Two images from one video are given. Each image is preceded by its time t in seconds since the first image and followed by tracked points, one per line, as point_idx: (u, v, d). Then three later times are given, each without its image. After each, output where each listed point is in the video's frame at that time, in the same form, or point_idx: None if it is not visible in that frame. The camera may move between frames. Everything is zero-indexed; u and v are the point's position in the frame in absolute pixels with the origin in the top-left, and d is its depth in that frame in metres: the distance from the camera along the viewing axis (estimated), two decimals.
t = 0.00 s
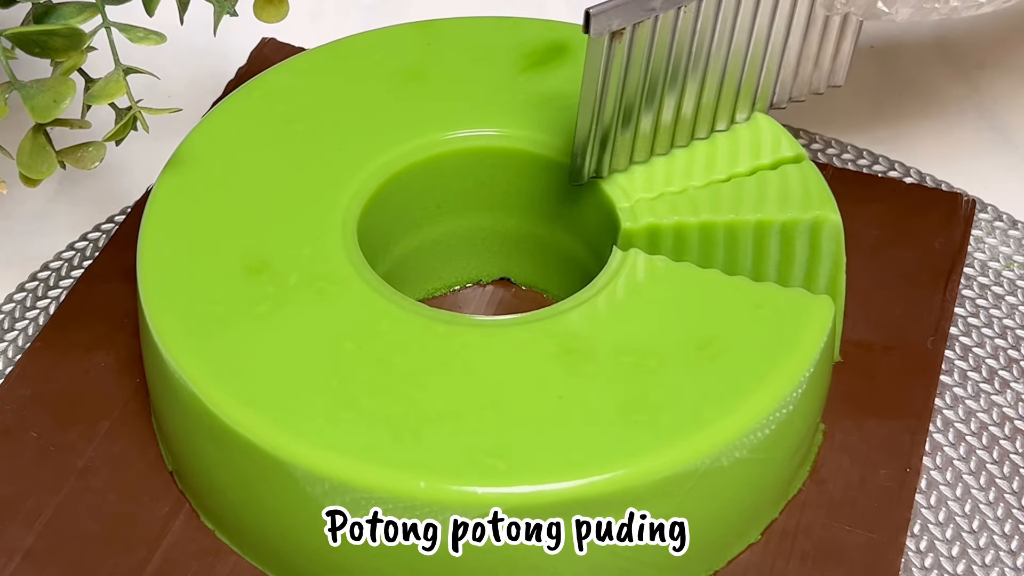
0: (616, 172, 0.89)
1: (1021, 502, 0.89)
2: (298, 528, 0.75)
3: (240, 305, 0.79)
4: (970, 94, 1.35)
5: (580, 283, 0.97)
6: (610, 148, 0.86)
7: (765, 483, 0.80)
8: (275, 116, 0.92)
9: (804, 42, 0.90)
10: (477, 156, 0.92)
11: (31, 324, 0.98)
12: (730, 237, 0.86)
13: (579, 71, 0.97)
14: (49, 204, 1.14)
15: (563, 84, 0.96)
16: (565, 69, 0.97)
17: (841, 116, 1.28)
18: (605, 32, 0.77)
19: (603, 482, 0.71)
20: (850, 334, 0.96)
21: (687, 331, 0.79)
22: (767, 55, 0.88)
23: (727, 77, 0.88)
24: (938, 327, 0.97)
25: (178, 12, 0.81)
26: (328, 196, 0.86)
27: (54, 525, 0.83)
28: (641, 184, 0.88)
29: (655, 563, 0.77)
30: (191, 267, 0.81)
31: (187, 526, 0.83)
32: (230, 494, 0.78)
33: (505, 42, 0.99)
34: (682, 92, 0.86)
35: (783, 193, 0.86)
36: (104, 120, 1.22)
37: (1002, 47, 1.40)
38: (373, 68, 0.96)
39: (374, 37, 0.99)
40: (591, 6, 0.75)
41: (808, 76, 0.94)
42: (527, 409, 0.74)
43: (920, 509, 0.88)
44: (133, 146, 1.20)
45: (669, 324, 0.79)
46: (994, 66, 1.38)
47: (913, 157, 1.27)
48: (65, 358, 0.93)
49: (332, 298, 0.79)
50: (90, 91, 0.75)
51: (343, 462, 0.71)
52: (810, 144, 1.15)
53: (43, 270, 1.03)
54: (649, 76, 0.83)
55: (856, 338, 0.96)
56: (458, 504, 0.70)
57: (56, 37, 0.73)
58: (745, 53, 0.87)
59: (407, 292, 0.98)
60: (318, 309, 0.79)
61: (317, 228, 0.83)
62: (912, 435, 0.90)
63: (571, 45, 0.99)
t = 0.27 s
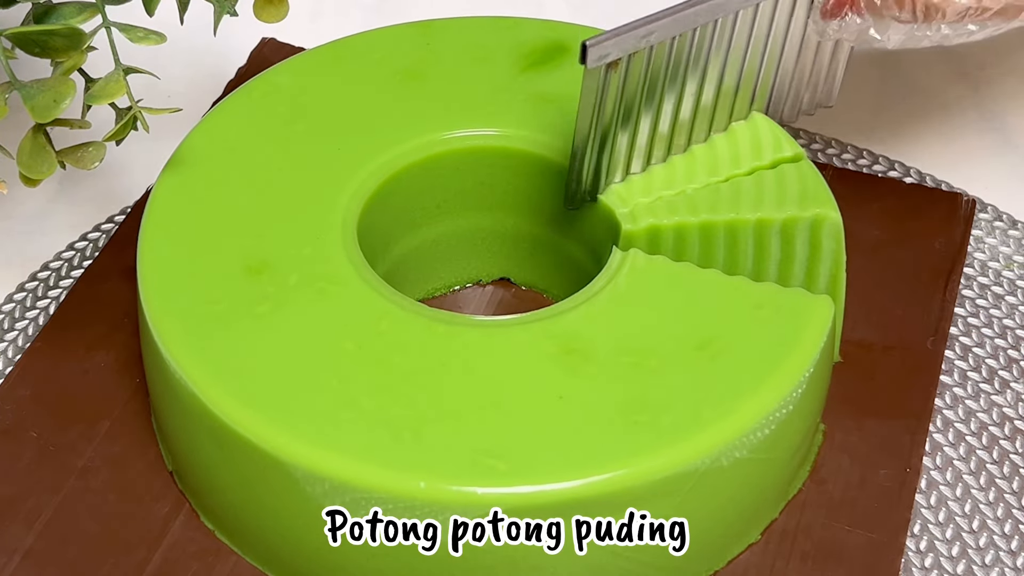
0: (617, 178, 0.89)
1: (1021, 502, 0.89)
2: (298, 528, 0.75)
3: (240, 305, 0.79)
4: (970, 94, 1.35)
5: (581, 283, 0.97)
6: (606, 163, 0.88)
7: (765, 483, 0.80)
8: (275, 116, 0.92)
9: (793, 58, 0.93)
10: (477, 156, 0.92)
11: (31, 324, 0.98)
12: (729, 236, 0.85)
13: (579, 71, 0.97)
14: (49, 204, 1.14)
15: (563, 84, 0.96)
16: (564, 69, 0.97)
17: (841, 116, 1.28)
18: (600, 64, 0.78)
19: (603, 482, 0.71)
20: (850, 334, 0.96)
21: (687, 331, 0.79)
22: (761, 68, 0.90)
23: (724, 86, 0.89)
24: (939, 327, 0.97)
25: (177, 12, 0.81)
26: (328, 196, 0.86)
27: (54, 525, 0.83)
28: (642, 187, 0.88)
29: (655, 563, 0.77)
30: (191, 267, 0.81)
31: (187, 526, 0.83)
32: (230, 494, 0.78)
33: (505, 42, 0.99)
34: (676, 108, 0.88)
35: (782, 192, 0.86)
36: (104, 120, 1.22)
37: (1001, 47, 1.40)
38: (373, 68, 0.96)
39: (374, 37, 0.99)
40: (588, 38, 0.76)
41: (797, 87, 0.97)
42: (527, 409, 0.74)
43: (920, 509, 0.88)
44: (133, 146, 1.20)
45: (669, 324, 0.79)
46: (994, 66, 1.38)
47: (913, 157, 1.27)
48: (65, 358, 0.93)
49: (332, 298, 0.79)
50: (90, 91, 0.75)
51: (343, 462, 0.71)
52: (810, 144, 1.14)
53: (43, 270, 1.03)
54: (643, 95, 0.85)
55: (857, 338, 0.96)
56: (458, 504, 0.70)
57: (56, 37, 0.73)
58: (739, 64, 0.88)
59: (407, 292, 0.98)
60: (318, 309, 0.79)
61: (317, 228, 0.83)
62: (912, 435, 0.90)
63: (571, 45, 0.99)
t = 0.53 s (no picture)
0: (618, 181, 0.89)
1: (1021, 502, 0.89)
2: (298, 528, 0.75)
3: (241, 305, 0.79)
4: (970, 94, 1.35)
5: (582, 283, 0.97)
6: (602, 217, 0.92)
7: (765, 483, 0.80)
8: (275, 116, 0.92)
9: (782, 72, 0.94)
10: (477, 156, 0.92)
11: (30, 324, 0.98)
12: (730, 236, 0.85)
13: (579, 72, 0.97)
14: (49, 204, 1.14)
15: (563, 85, 0.96)
16: (565, 70, 0.97)
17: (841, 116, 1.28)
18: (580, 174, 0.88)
19: (603, 482, 0.70)
20: (850, 334, 0.96)
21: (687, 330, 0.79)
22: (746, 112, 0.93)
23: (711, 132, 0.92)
24: (939, 327, 0.97)
25: (177, 12, 0.81)
26: (328, 196, 0.86)
27: (54, 525, 0.83)
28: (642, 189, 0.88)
29: (655, 563, 0.77)
30: (191, 267, 0.81)
31: (187, 526, 0.83)
32: (230, 495, 0.78)
33: (505, 42, 0.99)
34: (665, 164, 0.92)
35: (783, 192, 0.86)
36: (104, 120, 1.22)
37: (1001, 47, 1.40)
38: (373, 68, 0.96)
39: (374, 37, 0.99)
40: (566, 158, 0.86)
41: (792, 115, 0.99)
42: (527, 409, 0.74)
43: (920, 509, 0.88)
44: (133, 146, 1.20)
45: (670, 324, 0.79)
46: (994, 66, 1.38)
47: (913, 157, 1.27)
48: (65, 358, 0.93)
49: (332, 298, 0.79)
50: (90, 91, 0.75)
51: (342, 462, 0.71)
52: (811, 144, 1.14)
53: (43, 270, 1.03)
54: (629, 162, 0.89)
55: (856, 338, 0.96)
56: (458, 504, 0.70)
57: (56, 37, 0.73)
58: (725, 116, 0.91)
59: (407, 292, 0.98)
60: (318, 309, 0.79)
61: (317, 228, 0.83)
62: (912, 435, 0.90)
63: (571, 46, 0.99)
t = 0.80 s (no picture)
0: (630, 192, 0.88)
1: (1021, 502, 0.89)
2: (298, 528, 0.75)
3: (241, 305, 0.79)
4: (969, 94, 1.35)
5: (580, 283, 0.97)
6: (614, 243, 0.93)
7: (765, 483, 0.80)
8: (275, 117, 0.92)
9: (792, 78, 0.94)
10: (477, 159, 0.92)
11: (30, 324, 0.98)
12: (742, 251, 0.86)
13: (579, 73, 0.97)
14: (49, 203, 1.14)
15: (563, 86, 0.96)
16: (565, 71, 0.97)
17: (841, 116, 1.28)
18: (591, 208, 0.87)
19: (603, 482, 0.70)
20: (850, 334, 0.96)
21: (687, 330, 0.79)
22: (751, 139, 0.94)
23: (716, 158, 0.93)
24: (939, 327, 0.97)
25: (177, 12, 0.81)
26: (328, 196, 0.86)
27: (54, 525, 0.83)
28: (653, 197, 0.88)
29: (655, 563, 0.77)
30: (191, 268, 0.81)
31: (187, 526, 0.83)
32: (230, 495, 0.78)
33: (505, 42, 0.99)
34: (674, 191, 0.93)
35: (793, 200, 0.87)
36: (104, 120, 1.22)
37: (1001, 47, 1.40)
38: (374, 69, 0.96)
39: (374, 37, 0.99)
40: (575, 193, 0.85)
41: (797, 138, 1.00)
42: (527, 409, 0.74)
43: (920, 509, 0.88)
44: (133, 146, 1.20)
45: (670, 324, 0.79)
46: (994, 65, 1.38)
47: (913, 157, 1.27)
48: (65, 358, 0.93)
49: (332, 299, 0.79)
50: (90, 91, 0.75)
51: (342, 462, 0.71)
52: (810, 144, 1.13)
53: (43, 270, 1.03)
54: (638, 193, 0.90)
55: (856, 338, 0.96)
56: (458, 504, 0.70)
57: (56, 37, 0.73)
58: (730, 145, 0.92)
59: (405, 292, 0.98)
60: (318, 309, 0.79)
61: (317, 228, 0.83)
62: (912, 435, 0.90)
63: (572, 47, 0.99)
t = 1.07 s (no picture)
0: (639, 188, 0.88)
1: (1021, 502, 0.89)
2: (298, 528, 0.75)
3: (241, 305, 0.79)
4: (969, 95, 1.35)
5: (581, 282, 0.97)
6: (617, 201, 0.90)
7: (765, 483, 0.80)
8: (275, 116, 0.92)
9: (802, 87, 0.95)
10: (476, 157, 0.92)
11: (30, 324, 0.99)
12: (749, 253, 0.86)
13: (579, 73, 0.97)
14: (49, 203, 1.14)
15: (563, 86, 0.96)
16: (565, 71, 0.97)
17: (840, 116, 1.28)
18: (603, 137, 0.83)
19: (603, 482, 0.70)
20: (850, 334, 0.96)
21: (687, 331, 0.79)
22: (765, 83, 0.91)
23: (727, 102, 0.90)
24: (939, 327, 0.97)
25: (177, 12, 0.81)
26: (328, 196, 0.86)
27: (54, 525, 0.83)
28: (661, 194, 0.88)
29: (655, 563, 0.77)
30: (191, 268, 0.81)
31: (187, 526, 0.83)
32: (230, 495, 0.78)
33: (505, 42, 0.99)
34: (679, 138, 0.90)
35: (803, 204, 0.86)
36: (104, 120, 1.22)
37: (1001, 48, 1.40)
38: (374, 69, 0.96)
39: (374, 37, 0.99)
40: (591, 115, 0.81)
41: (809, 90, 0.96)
42: (527, 409, 0.74)
43: (920, 509, 0.88)
44: (133, 146, 1.20)
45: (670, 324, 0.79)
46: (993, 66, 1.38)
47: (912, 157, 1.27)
48: (65, 358, 0.93)
49: (331, 299, 0.79)
50: (90, 91, 0.75)
51: (341, 462, 0.71)
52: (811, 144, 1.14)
53: (43, 270, 1.03)
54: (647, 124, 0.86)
55: (856, 338, 0.96)
56: (458, 505, 0.70)
57: (56, 37, 0.73)
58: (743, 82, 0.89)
59: (405, 292, 0.98)
60: (318, 309, 0.79)
61: (317, 229, 0.83)
62: (912, 435, 0.90)
63: (572, 47, 0.99)
